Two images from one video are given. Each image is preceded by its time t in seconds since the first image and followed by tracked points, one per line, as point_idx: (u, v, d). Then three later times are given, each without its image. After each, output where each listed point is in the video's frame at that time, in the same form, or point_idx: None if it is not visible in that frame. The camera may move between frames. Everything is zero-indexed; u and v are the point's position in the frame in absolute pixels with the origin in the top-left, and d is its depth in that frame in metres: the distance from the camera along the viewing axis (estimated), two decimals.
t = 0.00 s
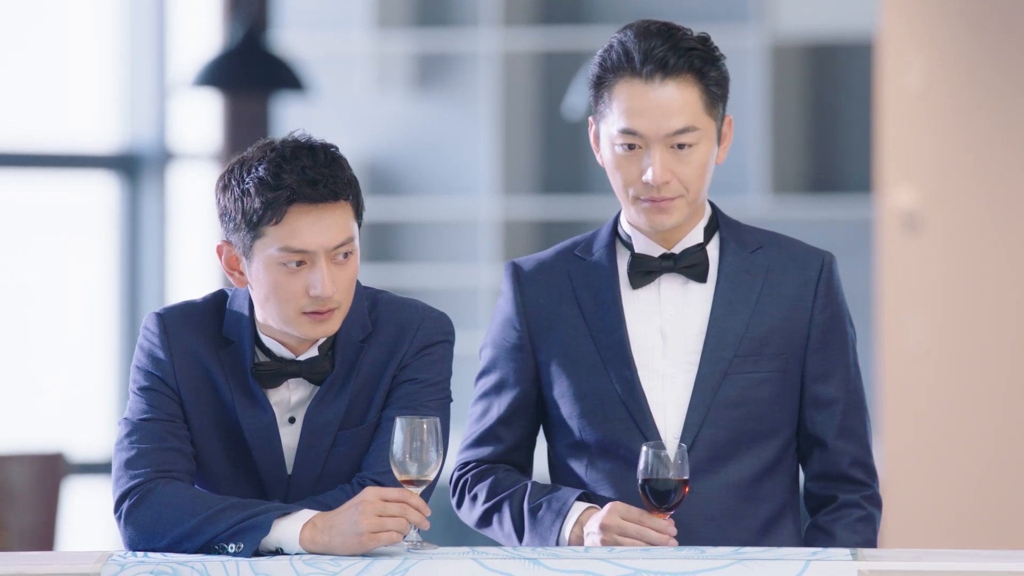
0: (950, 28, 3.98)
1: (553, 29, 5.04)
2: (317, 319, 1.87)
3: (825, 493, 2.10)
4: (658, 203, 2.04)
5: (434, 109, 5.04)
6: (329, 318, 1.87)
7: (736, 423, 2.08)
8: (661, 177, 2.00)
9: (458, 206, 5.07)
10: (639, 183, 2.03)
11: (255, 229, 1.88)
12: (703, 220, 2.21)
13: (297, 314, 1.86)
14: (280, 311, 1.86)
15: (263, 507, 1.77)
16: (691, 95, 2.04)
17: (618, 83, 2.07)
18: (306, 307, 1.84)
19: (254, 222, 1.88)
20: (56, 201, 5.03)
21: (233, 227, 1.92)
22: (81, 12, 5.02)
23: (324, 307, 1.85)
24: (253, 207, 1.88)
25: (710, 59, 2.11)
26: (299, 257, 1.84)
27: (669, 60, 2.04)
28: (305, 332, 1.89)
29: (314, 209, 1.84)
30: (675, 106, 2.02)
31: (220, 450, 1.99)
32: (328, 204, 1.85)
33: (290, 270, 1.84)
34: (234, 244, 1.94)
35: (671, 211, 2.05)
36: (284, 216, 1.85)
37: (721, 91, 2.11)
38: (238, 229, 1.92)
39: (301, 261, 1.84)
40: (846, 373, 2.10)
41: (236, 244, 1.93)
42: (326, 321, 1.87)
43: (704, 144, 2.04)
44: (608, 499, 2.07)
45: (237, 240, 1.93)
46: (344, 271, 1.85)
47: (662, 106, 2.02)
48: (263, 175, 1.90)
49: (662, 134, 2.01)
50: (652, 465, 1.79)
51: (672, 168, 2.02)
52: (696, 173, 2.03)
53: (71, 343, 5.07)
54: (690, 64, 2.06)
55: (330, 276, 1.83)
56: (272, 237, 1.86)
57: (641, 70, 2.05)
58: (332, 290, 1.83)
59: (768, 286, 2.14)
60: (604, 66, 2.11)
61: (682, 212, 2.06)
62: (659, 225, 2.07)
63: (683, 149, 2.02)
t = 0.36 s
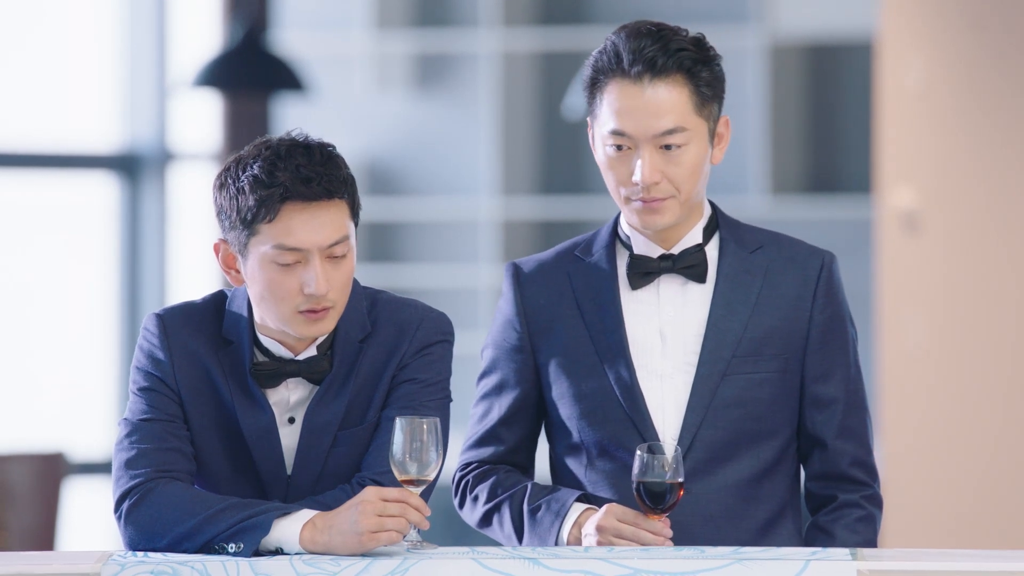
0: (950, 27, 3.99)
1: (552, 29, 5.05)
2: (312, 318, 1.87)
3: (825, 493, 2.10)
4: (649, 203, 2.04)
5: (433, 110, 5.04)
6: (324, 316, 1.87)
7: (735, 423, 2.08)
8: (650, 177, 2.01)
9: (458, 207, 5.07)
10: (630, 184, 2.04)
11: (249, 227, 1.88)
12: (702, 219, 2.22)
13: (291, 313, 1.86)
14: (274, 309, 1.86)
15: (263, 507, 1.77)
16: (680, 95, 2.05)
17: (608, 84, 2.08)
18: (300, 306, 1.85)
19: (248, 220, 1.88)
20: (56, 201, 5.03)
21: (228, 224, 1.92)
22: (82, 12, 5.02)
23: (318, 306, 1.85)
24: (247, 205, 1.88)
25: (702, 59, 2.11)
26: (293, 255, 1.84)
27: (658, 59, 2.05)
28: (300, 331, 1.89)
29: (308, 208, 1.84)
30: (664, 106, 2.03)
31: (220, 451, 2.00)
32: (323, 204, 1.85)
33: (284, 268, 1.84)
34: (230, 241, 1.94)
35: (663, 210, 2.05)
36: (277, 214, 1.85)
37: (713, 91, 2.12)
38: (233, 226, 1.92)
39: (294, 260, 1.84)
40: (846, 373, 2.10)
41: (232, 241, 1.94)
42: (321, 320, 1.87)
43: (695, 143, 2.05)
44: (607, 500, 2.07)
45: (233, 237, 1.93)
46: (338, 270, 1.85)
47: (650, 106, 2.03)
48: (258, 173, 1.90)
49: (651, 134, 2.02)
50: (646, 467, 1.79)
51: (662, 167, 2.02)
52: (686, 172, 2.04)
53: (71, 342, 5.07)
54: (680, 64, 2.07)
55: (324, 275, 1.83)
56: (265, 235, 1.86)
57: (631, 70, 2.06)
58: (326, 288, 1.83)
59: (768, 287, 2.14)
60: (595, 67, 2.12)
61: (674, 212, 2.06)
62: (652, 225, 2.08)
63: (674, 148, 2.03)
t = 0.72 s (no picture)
0: (950, 28, 3.99)
1: (551, 29, 5.05)
2: (302, 318, 1.87)
3: (827, 493, 2.11)
4: (633, 202, 2.06)
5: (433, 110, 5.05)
6: (314, 317, 1.87)
7: (737, 424, 2.08)
8: (632, 176, 2.03)
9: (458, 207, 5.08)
10: (614, 183, 2.05)
11: (245, 222, 1.89)
12: (705, 219, 2.22)
13: (281, 311, 1.86)
14: (265, 307, 1.87)
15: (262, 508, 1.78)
16: (669, 96, 2.06)
17: (601, 82, 2.09)
18: (289, 305, 1.85)
19: (246, 216, 1.89)
20: (56, 201, 5.03)
21: (228, 217, 1.93)
22: (81, 12, 5.03)
23: (308, 307, 1.85)
24: (246, 201, 1.89)
25: (697, 63, 2.13)
26: (286, 254, 1.84)
27: (649, 58, 2.07)
28: (290, 330, 1.89)
29: (306, 208, 1.85)
30: (651, 107, 2.05)
31: (220, 451, 2.00)
32: (321, 205, 1.86)
33: (276, 265, 1.85)
34: (229, 235, 1.94)
35: (647, 211, 2.07)
36: (273, 210, 1.85)
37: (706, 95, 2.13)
38: (232, 221, 1.92)
39: (287, 258, 1.84)
40: (848, 373, 2.11)
41: (231, 234, 1.94)
42: (310, 321, 1.88)
43: (682, 145, 2.06)
44: (608, 499, 2.08)
45: (231, 230, 1.93)
46: (331, 272, 1.86)
47: (637, 105, 2.05)
48: (260, 169, 1.91)
49: (635, 132, 2.03)
50: (649, 467, 1.79)
51: (645, 167, 2.04)
52: (671, 174, 2.05)
53: (71, 342, 5.08)
54: (672, 66, 2.08)
55: (315, 275, 1.83)
56: (260, 230, 1.86)
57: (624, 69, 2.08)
58: (315, 289, 1.83)
59: (771, 287, 2.15)
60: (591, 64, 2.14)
61: (659, 213, 2.07)
62: (638, 224, 2.09)
63: (658, 148, 2.04)
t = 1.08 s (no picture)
0: (948, 28, 4.00)
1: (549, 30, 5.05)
2: (303, 318, 1.87)
3: (828, 494, 2.12)
4: (629, 202, 2.07)
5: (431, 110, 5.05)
6: (315, 317, 1.88)
7: (738, 424, 2.09)
8: (627, 176, 2.03)
9: (456, 207, 5.08)
10: (610, 183, 2.06)
11: (248, 221, 1.89)
12: (707, 220, 2.22)
13: (282, 311, 1.86)
14: (267, 307, 1.87)
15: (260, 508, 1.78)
16: (663, 96, 2.07)
17: (597, 82, 2.10)
18: (291, 305, 1.85)
19: (249, 216, 1.89)
20: (55, 201, 5.03)
21: (230, 217, 1.93)
22: (80, 13, 5.03)
23: (309, 307, 1.85)
24: (249, 201, 1.90)
25: (693, 63, 2.13)
26: (289, 254, 1.84)
27: (643, 58, 2.08)
28: (291, 330, 1.89)
29: (309, 209, 1.85)
30: (646, 107, 2.05)
31: (218, 451, 2.00)
32: (326, 207, 1.86)
33: (279, 266, 1.85)
34: (231, 235, 1.94)
35: (644, 210, 2.07)
36: (276, 211, 1.86)
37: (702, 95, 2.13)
38: (235, 220, 1.93)
39: (290, 259, 1.84)
40: (850, 374, 2.11)
41: (233, 234, 1.94)
42: (311, 321, 1.88)
43: (678, 145, 2.06)
44: (608, 498, 2.08)
45: (233, 230, 1.93)
46: (333, 273, 1.86)
47: (631, 105, 2.05)
48: (264, 169, 1.92)
49: (630, 132, 2.04)
50: (649, 466, 1.80)
51: (641, 167, 2.04)
52: (668, 174, 2.05)
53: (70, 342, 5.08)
54: (667, 66, 2.09)
55: (318, 276, 1.84)
56: (263, 230, 1.87)
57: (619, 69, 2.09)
58: (318, 290, 1.83)
59: (773, 288, 2.15)
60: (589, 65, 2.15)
61: (656, 213, 2.08)
62: (635, 225, 2.10)
63: (654, 148, 2.04)
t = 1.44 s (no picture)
0: (944, 29, 4.00)
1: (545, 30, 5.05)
2: (301, 318, 1.87)
3: (828, 493, 2.12)
4: (629, 202, 2.07)
5: (428, 111, 5.05)
6: (313, 317, 1.88)
7: (738, 424, 2.09)
8: (626, 176, 2.04)
9: (453, 207, 5.08)
10: (610, 183, 2.06)
11: (246, 221, 1.89)
12: (707, 219, 2.23)
13: (280, 311, 1.86)
14: (265, 307, 1.87)
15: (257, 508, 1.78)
16: (663, 96, 2.07)
17: (598, 82, 2.11)
18: (288, 305, 1.85)
19: (246, 216, 1.89)
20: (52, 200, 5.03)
21: (228, 216, 1.93)
22: (77, 13, 5.03)
23: (307, 307, 1.85)
24: (247, 201, 1.90)
25: (693, 63, 2.14)
26: (286, 254, 1.85)
27: (643, 58, 2.08)
28: (290, 330, 1.89)
29: (307, 209, 1.86)
30: (646, 106, 2.06)
31: (216, 452, 2.01)
32: (323, 207, 1.86)
33: (277, 266, 1.85)
34: (229, 235, 1.95)
35: (643, 210, 2.08)
36: (273, 211, 1.86)
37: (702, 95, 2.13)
38: (232, 220, 1.93)
39: (288, 259, 1.85)
40: (850, 374, 2.12)
41: (230, 234, 1.94)
42: (310, 321, 1.88)
43: (678, 145, 2.06)
44: (607, 498, 2.09)
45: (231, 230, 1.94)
46: (331, 273, 1.86)
47: (630, 105, 2.06)
48: (262, 169, 1.92)
49: (630, 132, 2.05)
50: (648, 466, 1.80)
51: (640, 167, 2.05)
52: (667, 173, 2.05)
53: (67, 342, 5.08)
54: (667, 66, 2.09)
55: (315, 277, 1.84)
56: (261, 230, 1.87)
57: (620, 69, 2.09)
58: (316, 290, 1.83)
59: (773, 288, 2.16)
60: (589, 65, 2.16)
61: (655, 213, 2.08)
62: (634, 224, 2.10)
63: (654, 148, 2.05)
